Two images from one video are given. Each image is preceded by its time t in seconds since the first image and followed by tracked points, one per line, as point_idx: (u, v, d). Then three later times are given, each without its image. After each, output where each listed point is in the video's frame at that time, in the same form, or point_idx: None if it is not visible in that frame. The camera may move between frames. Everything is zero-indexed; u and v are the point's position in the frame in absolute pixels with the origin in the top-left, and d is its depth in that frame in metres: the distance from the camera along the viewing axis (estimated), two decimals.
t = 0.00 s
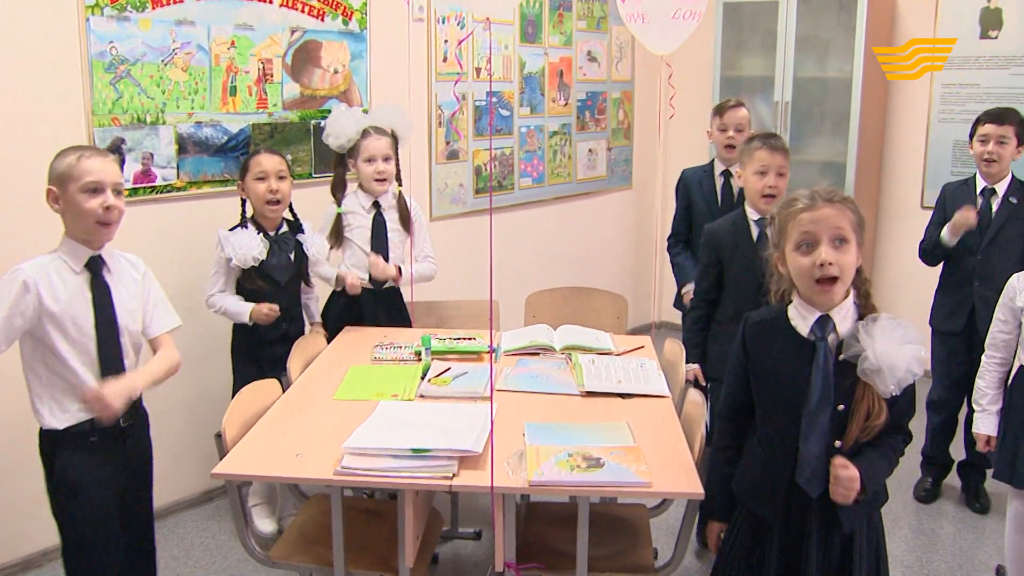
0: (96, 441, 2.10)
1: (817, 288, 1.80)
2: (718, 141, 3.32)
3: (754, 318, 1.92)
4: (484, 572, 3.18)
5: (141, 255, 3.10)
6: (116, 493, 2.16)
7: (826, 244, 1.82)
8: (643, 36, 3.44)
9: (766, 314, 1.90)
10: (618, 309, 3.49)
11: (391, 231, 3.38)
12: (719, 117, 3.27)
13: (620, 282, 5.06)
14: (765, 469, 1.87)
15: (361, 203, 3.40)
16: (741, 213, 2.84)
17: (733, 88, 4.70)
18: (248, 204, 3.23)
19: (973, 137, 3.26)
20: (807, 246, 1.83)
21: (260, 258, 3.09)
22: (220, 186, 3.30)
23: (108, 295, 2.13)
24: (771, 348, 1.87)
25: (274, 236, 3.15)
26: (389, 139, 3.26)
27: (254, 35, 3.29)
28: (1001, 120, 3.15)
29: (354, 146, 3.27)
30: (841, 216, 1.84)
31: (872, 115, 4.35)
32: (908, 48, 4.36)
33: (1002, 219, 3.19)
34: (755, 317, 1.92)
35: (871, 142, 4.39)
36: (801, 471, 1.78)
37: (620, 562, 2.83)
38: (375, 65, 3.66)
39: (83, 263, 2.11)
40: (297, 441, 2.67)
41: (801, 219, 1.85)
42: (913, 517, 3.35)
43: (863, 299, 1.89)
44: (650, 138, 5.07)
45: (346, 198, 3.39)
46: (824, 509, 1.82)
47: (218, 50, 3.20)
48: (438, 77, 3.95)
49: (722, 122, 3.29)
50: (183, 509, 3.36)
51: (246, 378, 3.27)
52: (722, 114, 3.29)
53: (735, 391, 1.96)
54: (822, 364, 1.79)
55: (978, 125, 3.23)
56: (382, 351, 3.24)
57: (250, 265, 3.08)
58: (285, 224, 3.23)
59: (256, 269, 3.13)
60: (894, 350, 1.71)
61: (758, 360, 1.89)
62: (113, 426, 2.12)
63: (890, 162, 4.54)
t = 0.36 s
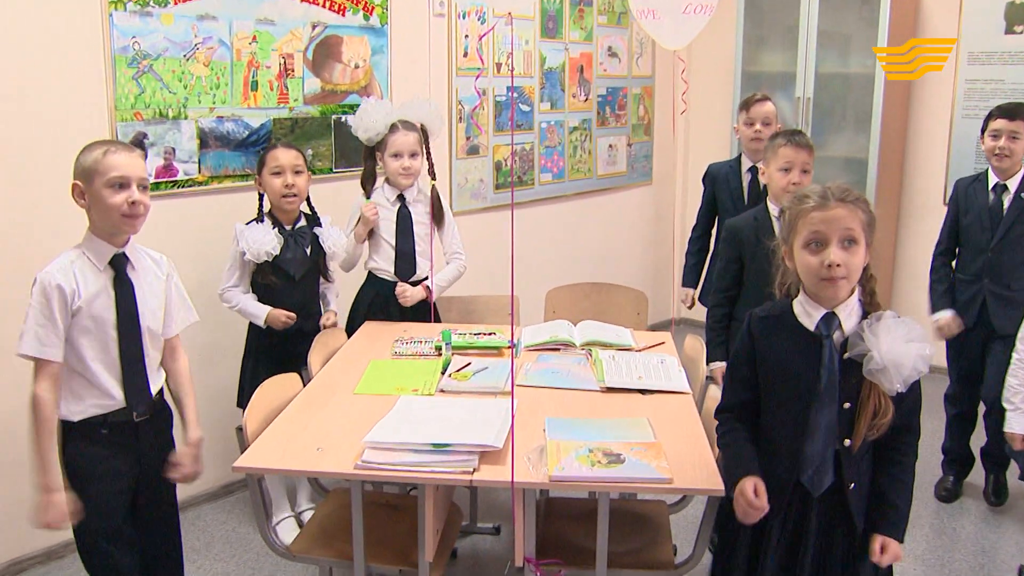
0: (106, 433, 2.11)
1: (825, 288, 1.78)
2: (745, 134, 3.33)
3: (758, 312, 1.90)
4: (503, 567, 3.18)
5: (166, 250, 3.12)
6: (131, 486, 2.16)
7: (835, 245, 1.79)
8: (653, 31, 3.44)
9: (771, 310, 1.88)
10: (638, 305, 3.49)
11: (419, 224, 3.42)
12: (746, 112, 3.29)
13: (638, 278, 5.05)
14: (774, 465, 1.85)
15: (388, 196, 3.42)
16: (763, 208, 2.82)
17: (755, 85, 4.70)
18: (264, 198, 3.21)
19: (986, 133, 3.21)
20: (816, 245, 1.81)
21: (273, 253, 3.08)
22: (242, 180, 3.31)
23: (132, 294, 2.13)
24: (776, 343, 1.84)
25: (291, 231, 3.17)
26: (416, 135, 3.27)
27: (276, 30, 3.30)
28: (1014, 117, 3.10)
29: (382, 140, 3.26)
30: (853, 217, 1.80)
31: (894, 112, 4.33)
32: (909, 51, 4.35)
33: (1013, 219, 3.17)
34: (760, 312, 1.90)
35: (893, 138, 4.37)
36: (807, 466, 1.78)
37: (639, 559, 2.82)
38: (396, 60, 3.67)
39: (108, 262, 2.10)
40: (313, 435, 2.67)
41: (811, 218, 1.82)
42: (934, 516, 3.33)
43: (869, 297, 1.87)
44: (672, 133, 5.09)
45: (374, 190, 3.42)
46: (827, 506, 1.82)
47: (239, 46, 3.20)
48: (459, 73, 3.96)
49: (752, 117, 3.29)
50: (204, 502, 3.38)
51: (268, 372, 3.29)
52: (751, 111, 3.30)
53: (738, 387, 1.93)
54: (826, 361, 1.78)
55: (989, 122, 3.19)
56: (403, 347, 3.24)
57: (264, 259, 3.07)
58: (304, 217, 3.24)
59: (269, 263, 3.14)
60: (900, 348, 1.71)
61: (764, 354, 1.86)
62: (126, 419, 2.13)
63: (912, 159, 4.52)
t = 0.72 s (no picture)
0: (120, 433, 2.08)
1: (844, 281, 1.78)
2: (756, 130, 3.32)
3: (773, 308, 1.89)
4: (516, 562, 3.19)
5: (182, 244, 3.13)
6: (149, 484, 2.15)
7: (854, 239, 1.79)
8: (670, 26, 3.42)
9: (786, 305, 1.87)
10: (652, 300, 3.48)
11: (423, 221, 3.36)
12: (756, 107, 3.29)
13: (651, 274, 5.05)
14: (791, 460, 1.85)
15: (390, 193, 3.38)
16: (772, 200, 2.80)
17: (770, 80, 4.70)
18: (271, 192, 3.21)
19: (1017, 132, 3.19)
20: (834, 238, 1.81)
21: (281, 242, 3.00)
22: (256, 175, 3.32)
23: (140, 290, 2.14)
24: (794, 338, 1.84)
25: (296, 220, 3.14)
26: (420, 128, 3.26)
27: (290, 25, 3.30)
28: None
29: (385, 134, 3.27)
30: (871, 210, 1.80)
31: (909, 107, 4.32)
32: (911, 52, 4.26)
33: None
34: (775, 307, 1.89)
35: (909, 134, 4.36)
36: (829, 461, 1.77)
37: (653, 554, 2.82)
38: (410, 55, 3.67)
39: (115, 261, 2.11)
40: (327, 429, 2.67)
41: (829, 211, 1.82)
42: (948, 513, 3.32)
43: (882, 288, 1.87)
44: (686, 128, 5.09)
45: (375, 188, 3.38)
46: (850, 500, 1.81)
47: (254, 40, 3.21)
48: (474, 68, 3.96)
49: (762, 113, 3.29)
50: (219, 495, 3.39)
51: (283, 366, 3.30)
52: (761, 106, 3.30)
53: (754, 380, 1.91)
54: (846, 354, 1.78)
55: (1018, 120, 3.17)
56: (417, 341, 3.25)
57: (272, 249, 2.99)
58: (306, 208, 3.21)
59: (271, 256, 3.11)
60: (919, 340, 1.70)
61: (781, 348, 1.85)
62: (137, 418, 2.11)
63: (928, 155, 4.50)
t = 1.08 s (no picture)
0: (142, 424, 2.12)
1: (872, 278, 1.78)
2: (763, 126, 3.34)
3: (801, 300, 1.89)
4: (523, 557, 3.19)
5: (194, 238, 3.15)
6: (165, 477, 2.18)
7: (885, 234, 1.79)
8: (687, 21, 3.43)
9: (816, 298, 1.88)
10: (661, 296, 3.48)
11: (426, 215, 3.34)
12: (764, 103, 3.29)
13: (658, 271, 5.04)
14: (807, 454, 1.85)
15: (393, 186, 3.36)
16: (777, 196, 2.80)
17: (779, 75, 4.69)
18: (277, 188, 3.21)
19: None
20: (865, 233, 1.80)
21: (281, 239, 3.06)
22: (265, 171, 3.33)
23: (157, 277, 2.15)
24: (819, 331, 1.84)
25: (301, 215, 3.15)
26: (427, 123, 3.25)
27: (300, 20, 3.30)
28: None
29: (391, 126, 3.25)
30: (902, 206, 1.80)
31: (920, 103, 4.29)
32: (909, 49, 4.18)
33: None
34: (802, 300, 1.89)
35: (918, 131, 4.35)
36: (851, 457, 1.78)
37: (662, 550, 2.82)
38: (420, 51, 3.67)
39: (129, 245, 2.12)
40: (339, 424, 2.67)
41: (859, 206, 1.81)
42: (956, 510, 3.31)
43: (911, 287, 1.87)
44: (695, 123, 5.10)
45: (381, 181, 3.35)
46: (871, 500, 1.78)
47: (264, 35, 3.20)
48: (483, 63, 3.96)
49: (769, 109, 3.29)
50: (227, 490, 3.40)
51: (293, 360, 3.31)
52: (767, 102, 3.29)
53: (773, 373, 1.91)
54: (871, 351, 1.78)
55: None
56: (426, 336, 3.25)
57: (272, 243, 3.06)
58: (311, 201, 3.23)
59: (273, 247, 3.12)
60: (942, 338, 1.69)
61: (804, 341, 1.85)
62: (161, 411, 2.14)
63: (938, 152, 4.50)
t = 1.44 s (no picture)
0: (150, 424, 2.13)
1: (872, 271, 1.84)
2: (766, 123, 3.35)
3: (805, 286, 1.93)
4: (523, 554, 3.19)
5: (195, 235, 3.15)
6: (169, 475, 2.18)
7: (884, 230, 1.83)
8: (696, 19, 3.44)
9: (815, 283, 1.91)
10: (661, 293, 3.48)
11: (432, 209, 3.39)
12: (768, 102, 3.30)
13: (658, 268, 5.04)
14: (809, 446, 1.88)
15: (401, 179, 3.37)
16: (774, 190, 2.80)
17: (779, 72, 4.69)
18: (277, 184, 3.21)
19: None
20: (864, 229, 1.85)
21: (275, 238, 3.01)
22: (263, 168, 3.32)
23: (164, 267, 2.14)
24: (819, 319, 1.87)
25: (300, 213, 3.15)
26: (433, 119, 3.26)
27: (299, 17, 3.29)
28: None
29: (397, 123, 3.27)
30: (903, 202, 1.84)
31: (920, 101, 4.30)
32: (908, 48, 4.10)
33: None
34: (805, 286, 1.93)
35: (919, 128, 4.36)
36: (852, 441, 1.84)
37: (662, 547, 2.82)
38: (419, 47, 3.67)
39: (138, 237, 2.11)
40: (339, 420, 2.67)
41: (860, 201, 1.85)
42: (955, 507, 3.32)
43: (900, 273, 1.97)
44: (695, 121, 5.10)
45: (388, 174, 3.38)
46: (868, 483, 1.88)
47: (264, 32, 3.20)
48: (483, 59, 3.96)
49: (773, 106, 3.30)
50: (228, 487, 3.40)
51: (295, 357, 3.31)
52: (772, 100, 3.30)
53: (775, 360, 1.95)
54: (871, 332, 1.84)
55: None
56: (426, 333, 3.25)
57: (266, 242, 3.00)
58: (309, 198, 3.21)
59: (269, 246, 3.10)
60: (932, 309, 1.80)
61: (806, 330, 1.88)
62: (168, 410, 2.14)
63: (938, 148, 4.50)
